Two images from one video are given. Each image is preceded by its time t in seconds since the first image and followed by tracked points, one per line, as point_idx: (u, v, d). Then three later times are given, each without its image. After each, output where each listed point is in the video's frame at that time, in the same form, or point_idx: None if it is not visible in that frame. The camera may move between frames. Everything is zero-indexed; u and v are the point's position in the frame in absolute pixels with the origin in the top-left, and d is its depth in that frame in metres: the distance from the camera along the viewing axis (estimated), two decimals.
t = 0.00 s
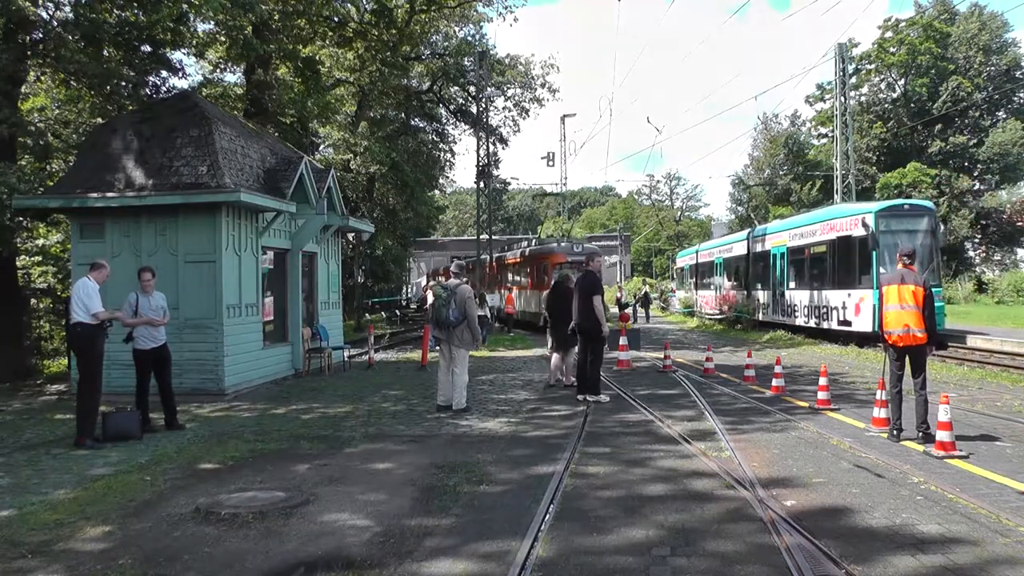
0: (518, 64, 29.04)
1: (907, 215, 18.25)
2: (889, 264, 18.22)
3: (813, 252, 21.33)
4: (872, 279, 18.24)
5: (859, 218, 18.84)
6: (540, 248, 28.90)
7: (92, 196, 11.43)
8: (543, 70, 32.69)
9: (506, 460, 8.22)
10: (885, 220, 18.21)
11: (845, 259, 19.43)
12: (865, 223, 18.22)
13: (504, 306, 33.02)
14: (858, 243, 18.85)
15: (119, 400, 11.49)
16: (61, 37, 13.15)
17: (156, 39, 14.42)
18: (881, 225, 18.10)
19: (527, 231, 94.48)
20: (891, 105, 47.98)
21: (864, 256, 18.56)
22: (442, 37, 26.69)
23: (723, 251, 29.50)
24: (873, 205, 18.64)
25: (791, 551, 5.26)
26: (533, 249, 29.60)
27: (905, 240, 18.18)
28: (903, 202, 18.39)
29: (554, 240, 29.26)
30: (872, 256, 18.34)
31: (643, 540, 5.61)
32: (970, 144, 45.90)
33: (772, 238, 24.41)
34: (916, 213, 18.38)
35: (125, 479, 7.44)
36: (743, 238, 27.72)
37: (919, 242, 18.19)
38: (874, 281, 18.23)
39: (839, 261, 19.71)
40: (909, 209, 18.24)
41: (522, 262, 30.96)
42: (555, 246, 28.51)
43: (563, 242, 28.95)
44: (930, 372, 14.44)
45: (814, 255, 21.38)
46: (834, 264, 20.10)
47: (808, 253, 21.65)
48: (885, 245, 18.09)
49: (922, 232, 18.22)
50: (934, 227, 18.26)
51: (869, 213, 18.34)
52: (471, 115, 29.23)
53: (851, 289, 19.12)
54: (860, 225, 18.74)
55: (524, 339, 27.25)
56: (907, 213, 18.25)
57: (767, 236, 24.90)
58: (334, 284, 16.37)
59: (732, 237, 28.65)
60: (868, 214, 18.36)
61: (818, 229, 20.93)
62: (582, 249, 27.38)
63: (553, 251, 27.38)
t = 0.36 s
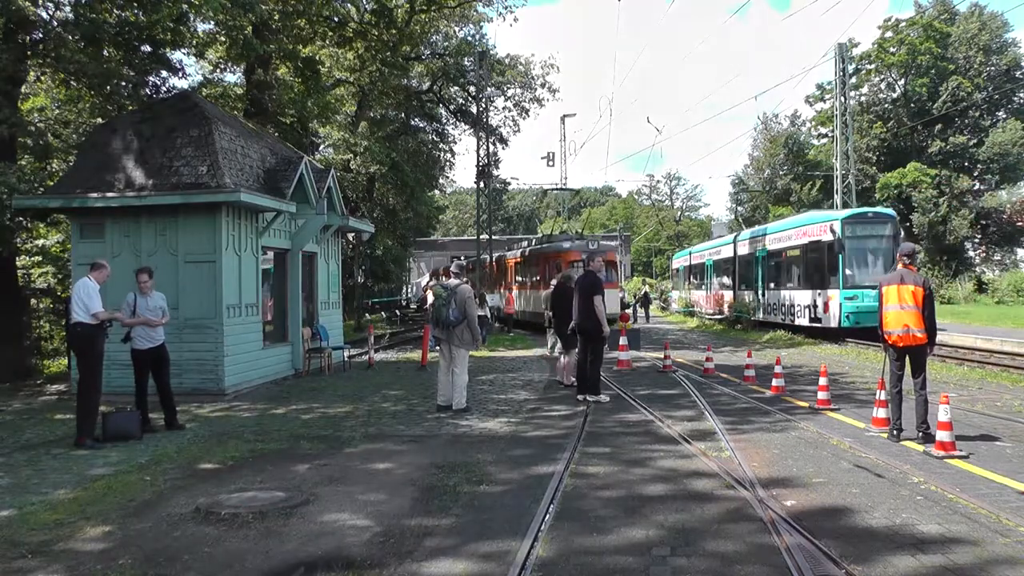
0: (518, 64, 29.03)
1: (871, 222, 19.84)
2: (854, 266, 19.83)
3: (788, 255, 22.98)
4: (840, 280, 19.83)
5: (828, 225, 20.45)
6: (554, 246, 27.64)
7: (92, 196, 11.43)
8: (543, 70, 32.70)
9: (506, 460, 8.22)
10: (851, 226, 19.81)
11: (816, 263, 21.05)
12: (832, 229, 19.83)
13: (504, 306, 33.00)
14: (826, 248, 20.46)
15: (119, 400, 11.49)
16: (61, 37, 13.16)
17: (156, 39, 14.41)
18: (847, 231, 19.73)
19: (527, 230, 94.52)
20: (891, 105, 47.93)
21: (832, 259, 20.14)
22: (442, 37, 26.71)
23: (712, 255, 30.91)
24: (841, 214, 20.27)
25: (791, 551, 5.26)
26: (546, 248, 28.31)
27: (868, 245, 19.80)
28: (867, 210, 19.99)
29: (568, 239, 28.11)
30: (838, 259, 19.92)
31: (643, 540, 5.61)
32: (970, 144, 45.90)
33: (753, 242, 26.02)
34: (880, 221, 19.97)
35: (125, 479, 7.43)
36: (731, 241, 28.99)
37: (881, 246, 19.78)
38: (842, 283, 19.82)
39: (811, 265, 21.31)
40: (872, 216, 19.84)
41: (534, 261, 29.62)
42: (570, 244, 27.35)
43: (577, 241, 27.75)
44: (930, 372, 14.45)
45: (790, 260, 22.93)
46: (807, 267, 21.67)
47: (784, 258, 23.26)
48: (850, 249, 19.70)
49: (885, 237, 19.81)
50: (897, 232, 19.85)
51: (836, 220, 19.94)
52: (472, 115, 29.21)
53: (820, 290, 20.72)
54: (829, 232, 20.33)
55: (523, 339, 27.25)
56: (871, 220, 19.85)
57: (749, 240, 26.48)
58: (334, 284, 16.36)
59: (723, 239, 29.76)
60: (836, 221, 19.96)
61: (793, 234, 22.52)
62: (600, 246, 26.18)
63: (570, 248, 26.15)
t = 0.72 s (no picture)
0: (518, 64, 29.02)
1: (841, 228, 21.64)
2: (826, 268, 21.59)
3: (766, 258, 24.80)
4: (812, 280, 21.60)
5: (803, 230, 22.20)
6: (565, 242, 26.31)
7: (91, 196, 11.42)
8: (543, 70, 32.69)
9: (506, 460, 8.22)
10: (823, 232, 21.56)
11: (791, 265, 22.83)
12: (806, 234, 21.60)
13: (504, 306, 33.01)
14: (802, 252, 22.19)
15: (119, 400, 11.49)
16: (61, 37, 13.16)
17: (156, 39, 14.39)
18: (820, 236, 21.49)
19: (527, 230, 94.56)
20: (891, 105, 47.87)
21: (806, 262, 21.88)
22: (442, 37, 26.72)
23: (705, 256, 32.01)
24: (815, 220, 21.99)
25: (791, 551, 5.25)
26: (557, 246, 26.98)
27: (839, 249, 21.56)
28: (838, 217, 21.76)
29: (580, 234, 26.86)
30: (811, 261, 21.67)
31: (643, 540, 5.61)
32: (970, 143, 45.89)
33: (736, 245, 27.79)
34: (850, 227, 21.75)
35: (125, 479, 7.44)
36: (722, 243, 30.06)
37: (851, 250, 21.53)
38: (814, 283, 21.61)
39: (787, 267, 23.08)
40: (842, 223, 21.62)
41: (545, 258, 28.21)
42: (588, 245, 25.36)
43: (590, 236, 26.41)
44: (930, 372, 14.45)
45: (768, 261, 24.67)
46: (784, 269, 23.35)
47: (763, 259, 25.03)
48: (822, 253, 21.47)
49: (854, 241, 21.62)
50: (864, 236, 21.67)
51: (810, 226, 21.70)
52: (472, 115, 29.20)
53: (795, 290, 22.44)
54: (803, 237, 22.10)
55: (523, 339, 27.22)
56: (841, 226, 21.63)
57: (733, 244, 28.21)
58: (334, 284, 16.36)
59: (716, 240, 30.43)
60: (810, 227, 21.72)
61: (772, 239, 24.27)
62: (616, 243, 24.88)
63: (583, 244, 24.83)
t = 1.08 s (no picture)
0: (517, 65, 29.03)
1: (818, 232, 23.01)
2: (804, 270, 22.91)
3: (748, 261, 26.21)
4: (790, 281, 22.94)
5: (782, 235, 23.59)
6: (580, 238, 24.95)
7: (92, 196, 11.42)
8: (543, 70, 32.70)
9: (506, 460, 8.22)
10: (800, 236, 23.01)
11: (770, 268, 24.26)
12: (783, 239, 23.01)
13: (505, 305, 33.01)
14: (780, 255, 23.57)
15: (119, 400, 11.50)
16: (61, 37, 13.25)
17: (157, 39, 14.40)
18: (797, 240, 22.86)
19: (527, 231, 94.59)
20: (891, 105, 47.70)
21: (785, 264, 23.23)
22: (442, 38, 26.76)
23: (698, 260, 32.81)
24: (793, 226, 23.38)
25: (791, 551, 5.26)
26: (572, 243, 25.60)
27: (817, 252, 22.95)
28: (814, 222, 23.16)
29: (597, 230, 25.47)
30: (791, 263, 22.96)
31: (643, 540, 5.61)
32: (970, 144, 45.87)
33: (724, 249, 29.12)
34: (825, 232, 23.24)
35: (125, 479, 7.44)
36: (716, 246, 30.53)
37: (828, 253, 22.93)
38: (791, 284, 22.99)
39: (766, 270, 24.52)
40: (818, 228, 23.14)
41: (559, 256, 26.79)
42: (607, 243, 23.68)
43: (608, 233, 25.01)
44: (930, 372, 14.46)
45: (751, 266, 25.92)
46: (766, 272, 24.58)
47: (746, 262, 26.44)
48: (799, 256, 22.84)
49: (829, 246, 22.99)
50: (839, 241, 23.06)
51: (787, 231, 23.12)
52: (472, 115, 29.20)
53: (775, 291, 23.61)
54: (781, 241, 23.51)
55: (523, 339, 27.20)
56: (817, 231, 23.01)
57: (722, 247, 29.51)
58: (334, 284, 16.36)
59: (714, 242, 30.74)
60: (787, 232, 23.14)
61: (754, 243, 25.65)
62: (636, 241, 23.52)
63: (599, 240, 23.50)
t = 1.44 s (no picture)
0: (517, 64, 29.01)
1: (798, 236, 24.56)
2: (786, 271, 24.49)
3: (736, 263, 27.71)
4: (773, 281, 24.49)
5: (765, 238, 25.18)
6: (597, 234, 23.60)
7: (92, 196, 11.41)
8: (543, 69, 32.71)
9: (506, 460, 8.22)
10: (783, 239, 24.57)
11: (754, 270, 25.86)
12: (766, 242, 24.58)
13: (505, 305, 32.99)
14: (763, 257, 25.14)
15: (119, 400, 11.50)
16: (61, 37, 13.27)
17: (156, 39, 14.40)
18: (779, 243, 24.42)
19: (527, 231, 94.62)
20: (891, 105, 47.71)
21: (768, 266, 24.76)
22: (442, 38, 26.77)
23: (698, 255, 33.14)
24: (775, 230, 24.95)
25: (791, 551, 5.26)
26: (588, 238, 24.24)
27: (798, 255, 24.53)
28: (795, 226, 24.71)
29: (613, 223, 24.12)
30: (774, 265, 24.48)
31: (643, 540, 5.61)
32: (970, 144, 45.87)
33: (715, 251, 30.58)
34: (805, 236, 24.79)
35: (125, 479, 7.44)
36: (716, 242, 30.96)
37: (808, 255, 24.47)
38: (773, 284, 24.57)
39: (751, 271, 26.11)
40: (799, 232, 24.64)
41: (573, 252, 25.42)
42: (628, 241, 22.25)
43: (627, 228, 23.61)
44: (930, 372, 14.47)
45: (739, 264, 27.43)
46: (750, 274, 26.16)
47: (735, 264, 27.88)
48: (782, 257, 24.38)
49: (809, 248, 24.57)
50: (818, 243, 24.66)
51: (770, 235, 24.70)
52: (472, 115, 29.18)
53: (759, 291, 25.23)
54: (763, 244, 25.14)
55: (524, 339, 27.18)
56: (797, 235, 24.58)
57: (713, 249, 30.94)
58: (334, 284, 16.36)
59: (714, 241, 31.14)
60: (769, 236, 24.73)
61: (740, 245, 27.17)
62: (659, 236, 22.20)
63: (620, 237, 22.17)
